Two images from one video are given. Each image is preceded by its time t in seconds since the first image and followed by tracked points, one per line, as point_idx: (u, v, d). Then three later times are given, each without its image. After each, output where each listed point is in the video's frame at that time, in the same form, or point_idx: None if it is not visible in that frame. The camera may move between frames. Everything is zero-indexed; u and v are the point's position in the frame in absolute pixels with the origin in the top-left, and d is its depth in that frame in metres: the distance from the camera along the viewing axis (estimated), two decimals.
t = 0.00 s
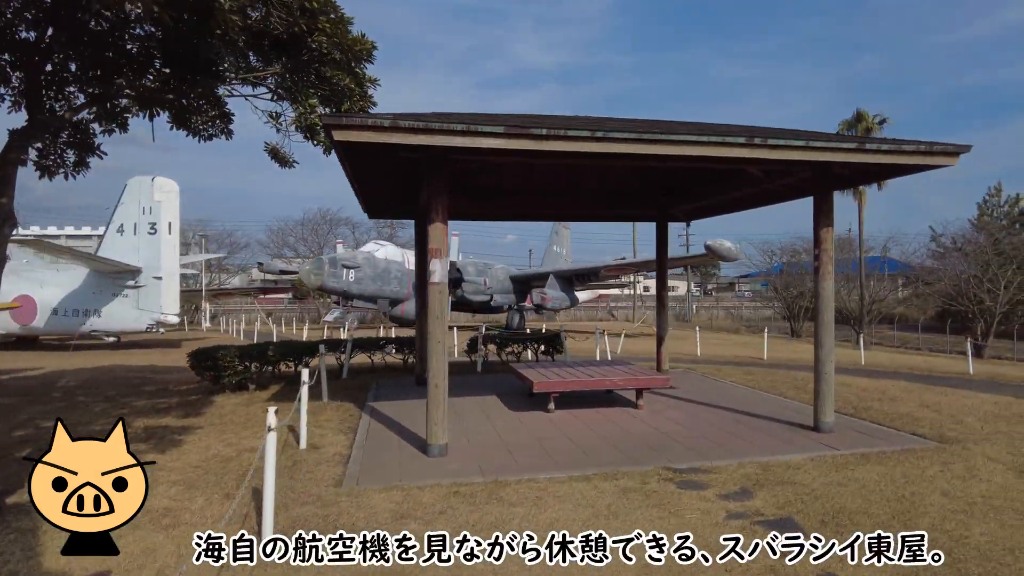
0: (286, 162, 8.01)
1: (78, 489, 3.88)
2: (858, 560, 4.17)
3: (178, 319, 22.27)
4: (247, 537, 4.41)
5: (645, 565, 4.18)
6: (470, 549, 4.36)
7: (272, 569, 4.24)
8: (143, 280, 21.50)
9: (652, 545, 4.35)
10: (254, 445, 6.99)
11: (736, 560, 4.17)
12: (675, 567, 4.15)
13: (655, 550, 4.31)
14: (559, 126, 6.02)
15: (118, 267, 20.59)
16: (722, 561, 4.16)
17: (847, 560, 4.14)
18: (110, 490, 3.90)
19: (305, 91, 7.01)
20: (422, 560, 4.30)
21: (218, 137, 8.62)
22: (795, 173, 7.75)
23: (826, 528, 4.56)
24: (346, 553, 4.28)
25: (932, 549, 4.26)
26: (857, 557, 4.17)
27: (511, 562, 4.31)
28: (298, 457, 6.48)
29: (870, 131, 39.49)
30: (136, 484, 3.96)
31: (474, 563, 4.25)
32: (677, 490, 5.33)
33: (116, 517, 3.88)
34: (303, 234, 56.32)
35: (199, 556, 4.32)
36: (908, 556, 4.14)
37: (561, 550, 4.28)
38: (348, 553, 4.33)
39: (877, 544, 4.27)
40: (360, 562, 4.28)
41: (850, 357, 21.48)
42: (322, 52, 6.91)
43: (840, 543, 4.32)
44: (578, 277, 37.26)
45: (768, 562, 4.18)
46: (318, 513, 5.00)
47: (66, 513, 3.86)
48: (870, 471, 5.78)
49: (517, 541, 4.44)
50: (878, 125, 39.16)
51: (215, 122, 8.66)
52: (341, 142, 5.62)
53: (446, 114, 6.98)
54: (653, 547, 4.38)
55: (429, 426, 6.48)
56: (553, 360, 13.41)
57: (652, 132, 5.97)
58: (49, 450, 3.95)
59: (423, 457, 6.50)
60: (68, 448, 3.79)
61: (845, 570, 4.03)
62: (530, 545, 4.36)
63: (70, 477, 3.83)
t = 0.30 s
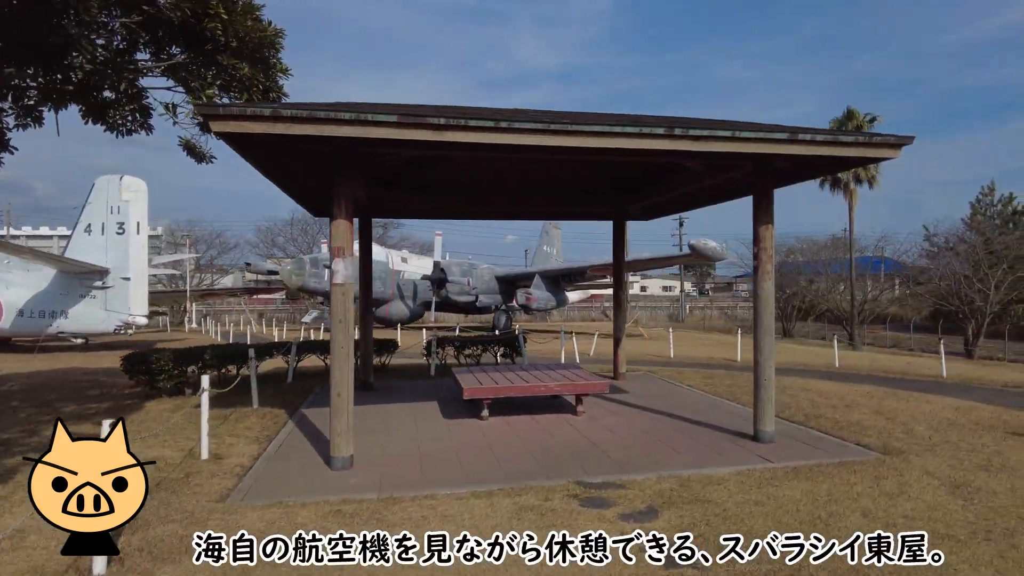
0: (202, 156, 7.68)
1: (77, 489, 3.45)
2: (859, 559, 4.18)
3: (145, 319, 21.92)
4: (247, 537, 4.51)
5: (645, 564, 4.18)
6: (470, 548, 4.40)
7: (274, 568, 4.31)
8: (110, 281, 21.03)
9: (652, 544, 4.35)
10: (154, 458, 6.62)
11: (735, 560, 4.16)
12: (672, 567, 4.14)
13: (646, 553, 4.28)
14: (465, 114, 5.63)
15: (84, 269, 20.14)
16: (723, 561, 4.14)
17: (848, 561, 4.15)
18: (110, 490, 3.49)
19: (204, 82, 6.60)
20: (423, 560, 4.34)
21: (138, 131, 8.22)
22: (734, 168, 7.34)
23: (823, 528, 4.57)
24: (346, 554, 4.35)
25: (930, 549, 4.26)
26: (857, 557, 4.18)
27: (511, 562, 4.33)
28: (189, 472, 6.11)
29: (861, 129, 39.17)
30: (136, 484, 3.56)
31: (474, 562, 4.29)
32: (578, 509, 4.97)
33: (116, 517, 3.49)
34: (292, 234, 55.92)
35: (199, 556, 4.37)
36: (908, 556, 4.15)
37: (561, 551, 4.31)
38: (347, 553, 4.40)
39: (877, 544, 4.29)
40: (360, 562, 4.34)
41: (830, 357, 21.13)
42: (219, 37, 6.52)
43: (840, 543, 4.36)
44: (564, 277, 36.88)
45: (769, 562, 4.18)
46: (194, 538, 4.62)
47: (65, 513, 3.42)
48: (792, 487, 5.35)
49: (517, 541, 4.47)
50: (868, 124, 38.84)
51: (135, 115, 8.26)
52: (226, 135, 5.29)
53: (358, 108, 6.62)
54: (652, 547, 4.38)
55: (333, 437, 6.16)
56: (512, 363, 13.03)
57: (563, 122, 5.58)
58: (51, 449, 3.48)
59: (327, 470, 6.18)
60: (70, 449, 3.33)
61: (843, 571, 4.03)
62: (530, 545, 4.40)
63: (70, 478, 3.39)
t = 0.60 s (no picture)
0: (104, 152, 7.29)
1: (77, 489, 3.55)
2: (858, 559, 4.20)
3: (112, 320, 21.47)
4: (247, 537, 4.54)
5: (644, 565, 4.18)
6: (470, 549, 4.41)
7: (274, 567, 4.35)
8: (75, 281, 20.55)
9: (651, 545, 4.35)
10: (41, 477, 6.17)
11: (735, 559, 4.17)
12: (673, 567, 4.14)
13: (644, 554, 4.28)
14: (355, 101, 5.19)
15: (49, 268, 19.70)
16: (722, 561, 4.16)
17: (847, 560, 4.17)
18: (110, 490, 3.59)
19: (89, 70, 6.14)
20: (423, 560, 4.36)
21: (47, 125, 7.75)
22: (670, 160, 6.85)
23: (823, 527, 4.58)
24: (346, 553, 4.39)
25: (932, 549, 4.27)
26: (857, 557, 4.20)
27: (511, 561, 4.35)
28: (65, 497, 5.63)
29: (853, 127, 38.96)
30: (136, 484, 3.64)
31: (474, 562, 4.29)
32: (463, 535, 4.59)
33: (115, 517, 3.57)
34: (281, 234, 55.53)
35: (199, 556, 4.40)
36: (907, 556, 4.17)
37: (560, 550, 4.33)
38: (347, 553, 4.43)
39: (877, 544, 4.31)
40: (360, 562, 4.36)
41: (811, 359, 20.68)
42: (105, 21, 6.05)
43: (839, 543, 4.37)
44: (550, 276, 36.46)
45: (767, 562, 4.18)
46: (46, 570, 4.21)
47: (65, 514, 3.54)
48: (705, 510, 4.90)
49: (516, 541, 4.47)
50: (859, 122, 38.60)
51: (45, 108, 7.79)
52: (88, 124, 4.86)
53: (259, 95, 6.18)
54: (652, 547, 4.38)
55: (222, 450, 5.82)
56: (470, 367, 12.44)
57: (463, 108, 5.13)
58: (51, 450, 3.60)
59: (217, 487, 5.83)
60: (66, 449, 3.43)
61: (840, 570, 4.06)
62: (529, 545, 4.41)
63: (69, 478, 3.49)
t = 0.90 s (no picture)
0: None
1: (78, 489, 3.78)
2: (858, 559, 4.22)
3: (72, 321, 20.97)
4: (248, 538, 4.60)
5: (645, 564, 4.20)
6: (470, 549, 4.45)
7: (275, 568, 4.39)
8: (35, 281, 20.03)
9: (652, 544, 4.35)
10: None
11: (735, 559, 4.19)
12: (672, 567, 4.16)
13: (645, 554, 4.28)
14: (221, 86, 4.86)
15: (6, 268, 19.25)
16: (722, 561, 4.17)
17: (846, 560, 4.19)
18: (110, 489, 3.82)
19: None
20: (423, 559, 4.39)
21: None
22: (587, 152, 6.49)
23: (823, 527, 4.60)
24: (346, 553, 4.43)
25: (931, 549, 4.30)
26: (856, 557, 4.21)
27: (511, 562, 4.39)
28: None
29: (837, 126, 38.85)
30: (136, 484, 3.87)
31: (475, 563, 4.33)
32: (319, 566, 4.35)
33: (115, 517, 3.82)
34: (265, 234, 55.08)
35: (199, 557, 4.44)
36: (907, 556, 4.19)
37: (560, 551, 4.37)
38: (347, 552, 4.47)
39: (877, 544, 4.32)
40: (360, 562, 4.40)
41: (783, 360, 20.37)
42: None
43: (840, 543, 4.37)
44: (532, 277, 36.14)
45: (766, 562, 4.21)
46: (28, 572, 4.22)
47: (66, 513, 3.77)
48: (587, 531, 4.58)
49: (516, 541, 4.53)
50: (844, 121, 38.49)
51: None
52: None
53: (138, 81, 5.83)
54: (653, 547, 4.38)
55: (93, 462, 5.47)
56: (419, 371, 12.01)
57: (339, 93, 4.78)
58: (50, 449, 3.82)
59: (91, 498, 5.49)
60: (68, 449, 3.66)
61: (843, 570, 4.08)
62: (529, 545, 4.45)
63: (70, 477, 3.72)
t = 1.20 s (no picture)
0: None
1: (78, 489, 3.58)
2: (858, 559, 4.24)
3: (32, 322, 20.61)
4: (247, 538, 4.63)
5: (645, 564, 4.19)
6: (470, 549, 4.45)
7: (274, 567, 4.44)
8: None
9: (651, 544, 4.35)
10: None
11: (735, 559, 4.19)
12: (668, 567, 4.17)
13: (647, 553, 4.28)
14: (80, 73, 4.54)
15: None
16: (722, 561, 4.18)
17: (847, 560, 4.21)
18: (110, 490, 3.60)
19: None
20: (423, 559, 4.43)
21: None
22: (502, 145, 6.16)
23: (825, 528, 4.60)
24: (345, 554, 4.46)
25: (931, 549, 4.32)
26: (857, 557, 4.24)
27: (511, 562, 4.39)
28: None
29: (823, 125, 38.75)
30: (137, 484, 3.62)
31: (474, 562, 4.34)
32: None
33: (115, 519, 3.58)
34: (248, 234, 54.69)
35: (199, 556, 4.50)
36: (907, 556, 4.19)
37: (559, 550, 4.36)
38: (348, 553, 4.51)
39: (877, 544, 4.33)
40: (359, 562, 4.45)
41: (755, 360, 20.12)
42: None
43: (839, 543, 4.40)
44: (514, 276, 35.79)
45: (768, 562, 4.20)
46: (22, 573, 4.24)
47: (65, 514, 3.56)
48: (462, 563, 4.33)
49: (516, 541, 4.51)
50: (830, 120, 38.40)
51: None
52: None
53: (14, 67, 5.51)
54: (653, 547, 4.38)
55: None
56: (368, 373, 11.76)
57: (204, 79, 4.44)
58: (51, 450, 3.63)
59: None
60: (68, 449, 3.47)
61: (845, 571, 4.09)
62: (529, 545, 4.45)
63: (70, 478, 3.52)
